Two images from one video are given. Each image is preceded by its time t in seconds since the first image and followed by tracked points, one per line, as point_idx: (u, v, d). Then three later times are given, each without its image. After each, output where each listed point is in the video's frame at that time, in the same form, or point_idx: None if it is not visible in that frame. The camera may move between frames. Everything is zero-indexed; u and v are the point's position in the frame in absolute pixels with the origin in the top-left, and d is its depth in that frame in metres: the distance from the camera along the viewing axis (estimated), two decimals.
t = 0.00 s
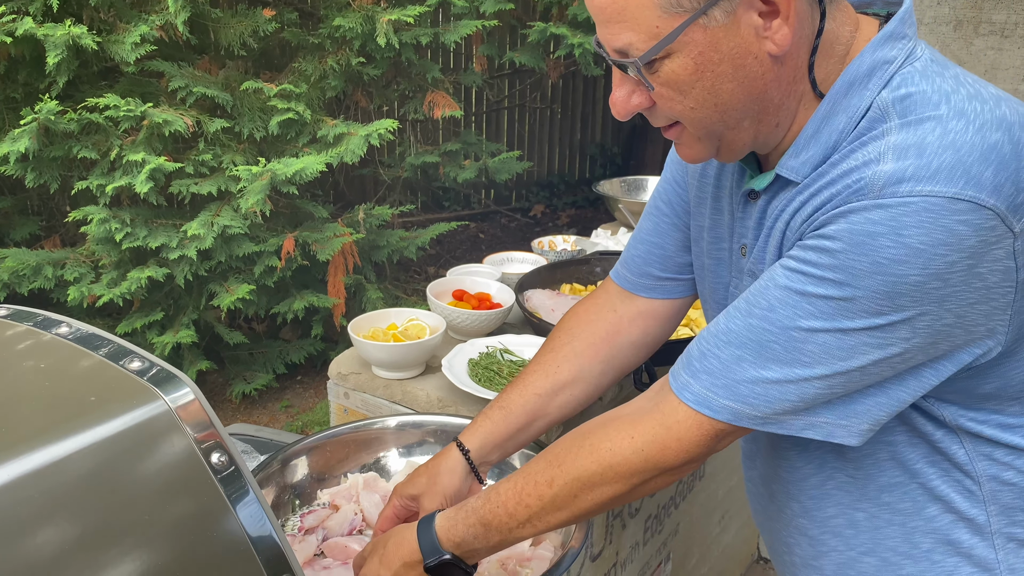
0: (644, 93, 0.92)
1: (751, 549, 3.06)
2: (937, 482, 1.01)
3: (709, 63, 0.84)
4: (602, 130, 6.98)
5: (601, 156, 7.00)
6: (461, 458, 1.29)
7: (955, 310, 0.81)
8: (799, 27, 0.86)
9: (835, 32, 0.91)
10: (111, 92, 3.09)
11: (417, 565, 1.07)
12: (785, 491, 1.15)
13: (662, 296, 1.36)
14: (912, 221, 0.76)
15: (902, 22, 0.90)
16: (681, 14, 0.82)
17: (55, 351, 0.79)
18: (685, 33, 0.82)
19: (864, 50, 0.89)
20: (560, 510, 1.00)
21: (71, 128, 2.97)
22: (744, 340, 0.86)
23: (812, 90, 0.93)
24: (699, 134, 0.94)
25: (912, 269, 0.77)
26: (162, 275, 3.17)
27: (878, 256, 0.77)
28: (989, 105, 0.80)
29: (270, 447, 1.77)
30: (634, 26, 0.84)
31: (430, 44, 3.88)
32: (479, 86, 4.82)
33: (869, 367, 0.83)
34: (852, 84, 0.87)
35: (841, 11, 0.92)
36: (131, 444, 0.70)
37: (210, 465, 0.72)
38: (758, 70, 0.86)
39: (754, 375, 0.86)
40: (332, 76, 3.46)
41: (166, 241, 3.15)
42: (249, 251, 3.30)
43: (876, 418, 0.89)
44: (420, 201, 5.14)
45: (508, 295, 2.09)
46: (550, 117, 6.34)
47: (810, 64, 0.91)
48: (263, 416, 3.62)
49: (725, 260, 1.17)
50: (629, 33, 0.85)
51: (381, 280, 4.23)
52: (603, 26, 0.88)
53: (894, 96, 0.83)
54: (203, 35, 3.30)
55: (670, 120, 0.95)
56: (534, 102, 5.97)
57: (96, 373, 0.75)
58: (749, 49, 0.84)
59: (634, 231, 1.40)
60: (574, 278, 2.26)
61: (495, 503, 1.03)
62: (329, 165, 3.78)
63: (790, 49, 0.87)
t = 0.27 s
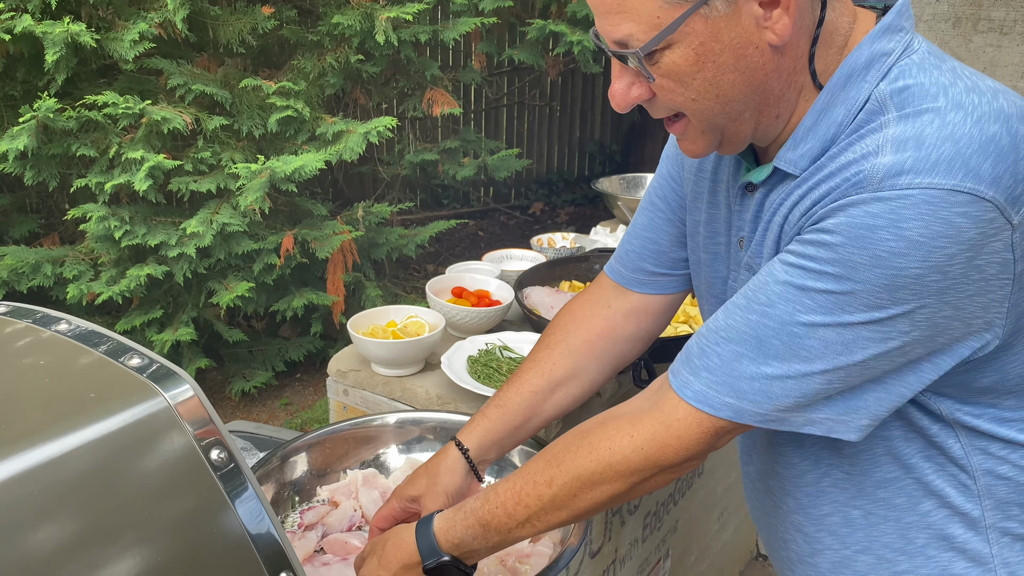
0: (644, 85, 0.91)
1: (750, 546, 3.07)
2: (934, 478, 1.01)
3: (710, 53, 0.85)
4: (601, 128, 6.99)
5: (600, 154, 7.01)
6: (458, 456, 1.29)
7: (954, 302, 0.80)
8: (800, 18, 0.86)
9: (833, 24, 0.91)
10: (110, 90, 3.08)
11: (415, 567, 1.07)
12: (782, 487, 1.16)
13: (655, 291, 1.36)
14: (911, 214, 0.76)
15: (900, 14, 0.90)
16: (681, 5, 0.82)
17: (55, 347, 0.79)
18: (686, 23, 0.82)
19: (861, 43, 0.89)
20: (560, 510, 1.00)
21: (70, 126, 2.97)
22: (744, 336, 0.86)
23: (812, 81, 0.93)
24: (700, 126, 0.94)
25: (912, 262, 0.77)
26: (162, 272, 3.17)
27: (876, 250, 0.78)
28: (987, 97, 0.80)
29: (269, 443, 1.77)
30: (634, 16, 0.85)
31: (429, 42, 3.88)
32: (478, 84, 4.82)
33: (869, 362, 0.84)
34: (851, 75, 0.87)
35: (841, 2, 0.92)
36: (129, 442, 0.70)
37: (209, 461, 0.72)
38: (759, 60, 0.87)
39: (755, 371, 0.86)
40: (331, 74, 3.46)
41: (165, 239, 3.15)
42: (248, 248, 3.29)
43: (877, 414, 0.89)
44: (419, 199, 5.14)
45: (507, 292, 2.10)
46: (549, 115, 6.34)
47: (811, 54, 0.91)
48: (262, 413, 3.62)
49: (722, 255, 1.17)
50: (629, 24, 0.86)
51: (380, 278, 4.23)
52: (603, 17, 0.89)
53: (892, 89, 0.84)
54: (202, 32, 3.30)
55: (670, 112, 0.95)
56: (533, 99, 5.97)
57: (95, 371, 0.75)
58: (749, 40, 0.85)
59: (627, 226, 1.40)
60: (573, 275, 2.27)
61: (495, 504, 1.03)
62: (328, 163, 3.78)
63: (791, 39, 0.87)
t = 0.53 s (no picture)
0: (627, 89, 0.91)
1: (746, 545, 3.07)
2: (927, 492, 1.01)
3: (695, 57, 0.84)
4: (599, 125, 6.98)
5: (598, 152, 7.00)
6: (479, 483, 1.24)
7: (959, 317, 0.79)
8: (785, 21, 0.86)
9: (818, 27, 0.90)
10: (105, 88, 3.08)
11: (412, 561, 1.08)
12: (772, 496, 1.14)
13: (656, 298, 1.35)
14: (903, 232, 0.76)
15: (883, 16, 0.90)
16: (666, 8, 0.81)
17: (48, 345, 0.78)
18: (671, 27, 0.82)
19: (844, 46, 0.89)
20: (572, 521, 0.99)
21: (65, 124, 2.96)
22: (749, 367, 0.85)
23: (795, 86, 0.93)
24: (682, 129, 0.93)
25: (909, 281, 0.76)
26: (158, 271, 3.16)
27: (872, 271, 0.77)
28: (972, 102, 0.80)
29: (262, 442, 1.76)
30: (617, 19, 0.84)
31: (426, 39, 3.87)
32: (475, 81, 4.82)
33: (880, 385, 0.82)
34: (835, 80, 0.87)
35: (825, 4, 0.91)
36: (116, 440, 0.69)
37: (196, 460, 0.72)
38: (743, 64, 0.86)
39: (766, 404, 0.85)
40: (327, 72, 3.45)
41: (161, 237, 3.14)
42: (244, 247, 3.29)
43: (897, 437, 0.87)
44: (417, 197, 5.14)
45: (502, 290, 2.09)
46: (547, 112, 6.33)
47: (794, 58, 0.91)
48: (259, 412, 3.62)
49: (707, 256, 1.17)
50: (612, 27, 0.85)
51: (377, 276, 4.23)
52: (586, 20, 0.88)
53: (877, 95, 0.83)
54: (198, 30, 3.29)
55: (653, 118, 0.94)
56: (531, 97, 5.97)
57: (82, 369, 0.74)
58: (735, 44, 0.84)
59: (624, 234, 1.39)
60: (568, 273, 2.26)
61: (506, 498, 1.02)
62: (324, 161, 3.77)
63: (776, 43, 0.87)
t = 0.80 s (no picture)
0: (614, 102, 0.91)
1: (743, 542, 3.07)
2: (926, 503, 1.00)
3: (683, 72, 0.84)
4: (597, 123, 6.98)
5: (596, 149, 7.00)
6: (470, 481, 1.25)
7: (967, 335, 0.80)
8: (775, 33, 0.85)
9: (811, 35, 0.89)
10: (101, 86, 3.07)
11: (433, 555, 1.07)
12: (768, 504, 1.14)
13: (646, 299, 1.35)
14: (908, 258, 0.75)
15: (880, 23, 0.88)
16: (653, 24, 0.81)
17: (44, 345, 0.78)
18: (658, 42, 0.82)
19: (840, 56, 0.87)
20: (593, 533, 1.00)
21: (61, 123, 2.95)
22: (763, 392, 0.86)
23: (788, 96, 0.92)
24: (673, 143, 0.93)
25: (915, 305, 0.76)
26: (155, 270, 3.16)
27: (877, 297, 0.77)
28: (971, 116, 0.79)
29: (258, 442, 1.76)
30: (604, 35, 0.84)
31: (423, 37, 3.86)
32: (473, 79, 4.81)
33: (893, 404, 0.83)
34: (831, 92, 0.86)
35: (818, 12, 0.90)
36: (109, 444, 0.68)
37: (189, 462, 0.71)
38: (733, 78, 0.86)
39: (784, 427, 0.86)
40: (324, 70, 3.45)
41: (158, 236, 3.13)
42: (241, 245, 3.28)
43: (910, 451, 0.87)
44: (414, 194, 5.13)
45: (498, 290, 2.08)
46: (545, 109, 6.32)
47: (787, 69, 0.90)
48: (256, 411, 3.62)
49: (700, 261, 1.17)
50: (599, 42, 0.85)
51: (375, 274, 4.23)
52: (572, 34, 0.87)
53: (876, 108, 0.82)
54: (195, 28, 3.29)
55: (643, 129, 0.94)
56: (529, 94, 5.96)
57: (73, 372, 0.73)
58: (724, 57, 0.84)
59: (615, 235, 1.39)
60: (565, 272, 2.26)
61: (529, 511, 1.02)
62: (322, 159, 3.77)
63: (766, 56, 0.86)
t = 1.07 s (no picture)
0: (614, 99, 0.90)
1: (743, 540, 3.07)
2: (917, 494, 1.00)
3: (684, 70, 0.83)
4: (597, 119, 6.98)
5: (596, 146, 7.00)
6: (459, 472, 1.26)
7: (948, 336, 0.79)
8: (778, 32, 0.85)
9: (815, 34, 0.89)
10: (99, 83, 3.06)
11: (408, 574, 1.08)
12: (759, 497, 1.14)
13: (646, 294, 1.34)
14: (899, 255, 0.75)
15: (886, 22, 0.87)
16: (654, 21, 0.80)
17: (40, 344, 0.78)
18: (659, 40, 0.81)
19: (844, 54, 0.87)
20: (559, 537, 1.00)
21: (59, 120, 2.95)
22: (736, 380, 0.85)
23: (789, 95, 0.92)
24: (671, 141, 0.92)
25: (901, 303, 0.76)
26: (153, 267, 3.16)
27: (865, 293, 0.76)
28: (974, 117, 0.79)
29: (256, 439, 1.76)
30: (604, 32, 0.83)
31: (422, 34, 3.85)
32: (472, 75, 4.81)
33: (866, 400, 0.83)
34: (832, 92, 0.86)
35: (822, 10, 0.89)
36: (106, 442, 0.68)
37: (187, 462, 0.71)
38: (734, 77, 0.85)
39: (752, 416, 0.85)
40: (323, 67, 3.44)
41: (157, 234, 3.13)
42: (240, 243, 3.28)
43: (879, 447, 0.88)
44: (414, 192, 5.13)
45: (496, 287, 2.08)
46: (545, 106, 6.32)
47: (789, 67, 0.90)
48: (255, 408, 3.62)
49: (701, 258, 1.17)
50: (599, 39, 0.84)
51: (374, 272, 4.23)
52: (572, 30, 0.86)
53: (877, 108, 0.82)
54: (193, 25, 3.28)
55: (642, 127, 0.93)
56: (528, 91, 5.95)
57: (70, 369, 0.73)
58: (725, 56, 0.83)
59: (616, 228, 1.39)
60: (564, 269, 2.26)
61: (491, 524, 1.02)
62: (321, 156, 3.76)
63: (768, 56, 0.86)
